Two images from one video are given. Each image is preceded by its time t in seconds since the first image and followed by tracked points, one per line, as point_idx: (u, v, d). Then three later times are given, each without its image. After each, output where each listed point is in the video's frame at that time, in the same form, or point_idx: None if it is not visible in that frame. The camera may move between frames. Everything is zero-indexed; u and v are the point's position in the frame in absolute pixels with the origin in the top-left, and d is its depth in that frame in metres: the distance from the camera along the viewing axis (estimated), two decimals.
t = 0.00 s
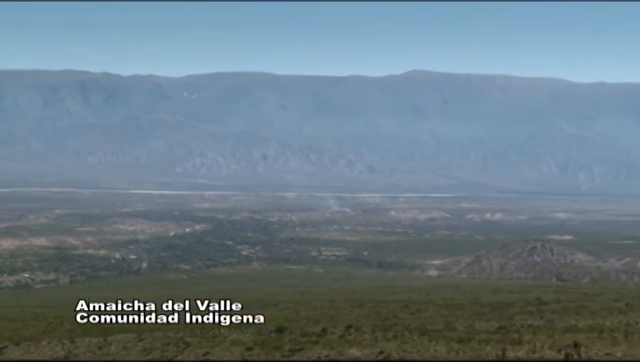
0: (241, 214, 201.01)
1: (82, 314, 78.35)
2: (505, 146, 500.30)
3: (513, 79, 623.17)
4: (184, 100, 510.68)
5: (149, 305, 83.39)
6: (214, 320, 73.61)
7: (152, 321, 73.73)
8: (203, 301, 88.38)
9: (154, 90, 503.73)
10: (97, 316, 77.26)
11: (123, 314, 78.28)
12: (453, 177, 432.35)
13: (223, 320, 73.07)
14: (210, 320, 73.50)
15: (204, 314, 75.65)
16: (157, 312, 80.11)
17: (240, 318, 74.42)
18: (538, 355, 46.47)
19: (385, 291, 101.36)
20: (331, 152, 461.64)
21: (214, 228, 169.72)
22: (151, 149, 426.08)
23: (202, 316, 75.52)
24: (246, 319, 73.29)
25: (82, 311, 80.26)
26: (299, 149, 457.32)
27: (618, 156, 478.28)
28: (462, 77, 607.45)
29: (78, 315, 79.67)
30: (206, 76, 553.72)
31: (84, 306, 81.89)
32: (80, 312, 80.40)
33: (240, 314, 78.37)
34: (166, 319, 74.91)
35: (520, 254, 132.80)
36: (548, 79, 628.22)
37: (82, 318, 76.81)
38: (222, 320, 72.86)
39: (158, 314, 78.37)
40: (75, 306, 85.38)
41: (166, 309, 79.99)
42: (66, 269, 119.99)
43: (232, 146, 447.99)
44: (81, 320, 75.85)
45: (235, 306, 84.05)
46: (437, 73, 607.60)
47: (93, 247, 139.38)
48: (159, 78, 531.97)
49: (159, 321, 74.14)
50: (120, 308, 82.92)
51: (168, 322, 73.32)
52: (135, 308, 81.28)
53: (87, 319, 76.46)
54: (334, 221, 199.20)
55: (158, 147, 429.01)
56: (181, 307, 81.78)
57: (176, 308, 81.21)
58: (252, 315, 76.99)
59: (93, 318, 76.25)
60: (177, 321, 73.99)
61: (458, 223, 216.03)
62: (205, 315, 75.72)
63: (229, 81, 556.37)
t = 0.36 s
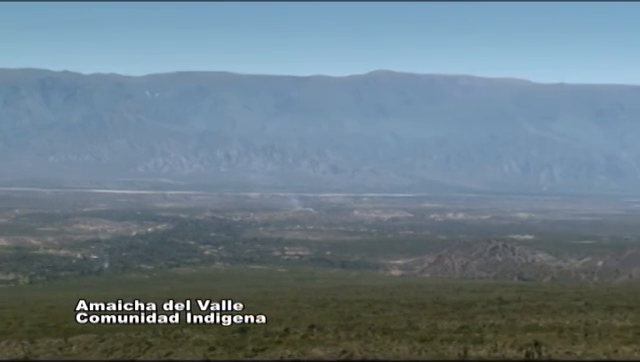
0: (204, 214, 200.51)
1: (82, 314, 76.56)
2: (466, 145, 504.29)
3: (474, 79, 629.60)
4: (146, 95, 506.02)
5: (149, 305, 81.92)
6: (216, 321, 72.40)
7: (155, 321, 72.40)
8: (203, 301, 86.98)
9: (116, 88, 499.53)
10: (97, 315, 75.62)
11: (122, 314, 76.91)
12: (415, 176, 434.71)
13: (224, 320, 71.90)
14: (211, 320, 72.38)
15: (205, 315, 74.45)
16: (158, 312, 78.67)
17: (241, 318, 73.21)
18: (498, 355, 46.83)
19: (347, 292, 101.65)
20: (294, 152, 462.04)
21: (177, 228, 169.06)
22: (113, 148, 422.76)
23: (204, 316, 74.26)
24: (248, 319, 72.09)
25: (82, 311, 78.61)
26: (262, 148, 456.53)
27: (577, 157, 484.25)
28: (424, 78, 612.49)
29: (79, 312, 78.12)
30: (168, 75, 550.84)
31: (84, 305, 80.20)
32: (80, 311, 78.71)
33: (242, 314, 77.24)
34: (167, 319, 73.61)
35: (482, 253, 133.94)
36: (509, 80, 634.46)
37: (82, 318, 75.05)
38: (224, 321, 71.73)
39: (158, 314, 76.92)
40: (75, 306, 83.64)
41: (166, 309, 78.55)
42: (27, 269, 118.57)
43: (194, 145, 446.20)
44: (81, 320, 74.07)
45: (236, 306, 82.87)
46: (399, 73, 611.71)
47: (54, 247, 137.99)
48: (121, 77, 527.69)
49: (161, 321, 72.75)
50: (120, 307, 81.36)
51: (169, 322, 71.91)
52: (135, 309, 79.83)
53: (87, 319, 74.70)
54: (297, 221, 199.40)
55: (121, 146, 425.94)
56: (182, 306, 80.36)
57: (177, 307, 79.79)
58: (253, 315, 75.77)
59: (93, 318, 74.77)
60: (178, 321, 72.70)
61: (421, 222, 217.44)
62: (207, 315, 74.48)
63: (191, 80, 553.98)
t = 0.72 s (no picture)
0: (168, 214, 199.40)
1: (82, 314, 75.13)
2: (430, 145, 507.03)
3: (438, 79, 633.57)
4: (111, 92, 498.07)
5: (150, 305, 80.70)
6: (217, 321, 71.52)
7: (157, 321, 71.38)
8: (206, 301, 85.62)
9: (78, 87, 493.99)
10: (98, 316, 74.35)
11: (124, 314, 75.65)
12: (380, 176, 436.18)
13: (226, 320, 70.96)
14: (212, 320, 71.52)
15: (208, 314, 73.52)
16: (160, 312, 77.53)
17: (243, 317, 72.13)
18: (461, 353, 47.04)
19: (311, 291, 101.64)
20: (259, 152, 461.63)
21: (141, 227, 168.03)
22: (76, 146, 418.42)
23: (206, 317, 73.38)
24: (249, 319, 71.01)
25: (82, 310, 77.26)
26: (227, 148, 455.37)
27: (540, 157, 489.33)
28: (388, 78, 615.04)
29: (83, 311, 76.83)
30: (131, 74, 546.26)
31: (84, 305, 78.84)
32: (80, 311, 77.34)
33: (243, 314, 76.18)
34: (168, 319, 72.57)
35: (446, 252, 134.93)
36: (473, 81, 639.65)
37: (82, 319, 73.77)
38: (226, 321, 70.80)
39: (159, 314, 75.77)
40: (75, 306, 82.29)
41: (167, 309, 77.51)
42: None
43: (159, 144, 443.46)
44: (81, 320, 72.85)
45: (238, 305, 81.77)
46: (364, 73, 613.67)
47: (15, 247, 136.26)
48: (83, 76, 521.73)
49: (163, 321, 71.71)
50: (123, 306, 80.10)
51: (169, 322, 70.86)
52: (136, 308, 78.62)
53: (87, 319, 73.50)
54: (262, 221, 199.05)
55: (84, 145, 421.80)
56: (182, 306, 79.11)
57: (178, 307, 78.59)
58: (258, 315, 74.74)
59: (94, 318, 73.58)
60: (180, 321, 71.79)
61: (385, 222, 218.19)
62: (210, 315, 73.54)
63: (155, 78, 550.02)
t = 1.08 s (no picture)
0: (120, 213, 197.49)
1: (82, 314, 73.49)
2: (383, 145, 509.54)
3: (391, 79, 636.98)
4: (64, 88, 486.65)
5: (150, 305, 79.19)
6: (219, 321, 70.12)
7: (158, 322, 69.92)
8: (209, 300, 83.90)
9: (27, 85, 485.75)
10: (98, 316, 72.78)
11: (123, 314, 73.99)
12: (334, 176, 437.19)
13: (228, 320, 69.55)
14: (213, 320, 70.10)
15: (209, 315, 72.07)
16: (161, 312, 75.90)
17: (244, 318, 70.74)
18: (413, 352, 47.58)
19: (262, 291, 101.58)
20: (212, 151, 459.98)
21: (92, 227, 166.41)
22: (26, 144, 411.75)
23: (208, 317, 71.98)
24: (251, 319, 69.51)
25: (83, 310, 75.57)
26: (180, 147, 452.57)
27: (491, 157, 494.72)
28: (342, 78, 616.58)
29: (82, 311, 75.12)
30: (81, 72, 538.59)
31: (84, 305, 77.20)
32: (79, 311, 75.76)
33: (245, 314, 74.61)
34: (169, 320, 71.09)
35: (399, 252, 136.07)
36: (425, 81, 643.81)
37: (81, 319, 72.19)
38: (227, 321, 69.41)
39: (160, 314, 74.14)
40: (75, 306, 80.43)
41: (168, 308, 75.92)
42: None
43: (111, 143, 439.12)
44: (81, 320, 71.35)
45: (241, 305, 80.13)
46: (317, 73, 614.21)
47: None
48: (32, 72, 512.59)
49: (164, 322, 70.32)
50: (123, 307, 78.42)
51: (170, 322, 69.73)
52: (137, 309, 77.01)
53: (87, 319, 72.00)
54: (215, 220, 198.31)
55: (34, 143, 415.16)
56: (183, 306, 77.45)
57: (179, 307, 76.84)
58: (259, 315, 73.43)
59: (94, 318, 71.90)
60: (181, 321, 70.40)
61: (338, 222, 218.79)
62: (212, 315, 72.07)
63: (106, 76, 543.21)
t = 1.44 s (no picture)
0: (70, 213, 194.98)
1: (82, 314, 71.91)
2: (336, 145, 510.95)
3: (343, 79, 638.89)
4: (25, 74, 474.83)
5: (151, 305, 77.13)
6: (221, 321, 67.87)
7: (158, 322, 67.93)
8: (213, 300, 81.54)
9: None
10: (98, 315, 71.25)
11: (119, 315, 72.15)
12: (286, 176, 437.19)
13: (229, 320, 67.18)
14: (214, 320, 67.82)
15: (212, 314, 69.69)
16: (162, 311, 73.83)
17: (246, 318, 68.38)
18: (366, 352, 47.56)
19: (215, 291, 101.16)
20: (164, 150, 456.82)
21: (41, 226, 164.09)
22: None
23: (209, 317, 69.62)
24: (252, 319, 67.13)
25: (83, 311, 73.98)
26: (132, 146, 448.66)
27: (442, 157, 499.05)
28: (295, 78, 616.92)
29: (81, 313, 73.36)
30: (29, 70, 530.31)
31: (84, 305, 75.64)
32: (80, 311, 74.02)
33: (247, 314, 72.33)
34: (170, 320, 68.90)
35: (351, 252, 136.60)
36: (378, 82, 646.25)
37: (81, 319, 70.51)
38: (228, 321, 67.04)
39: (161, 314, 72.14)
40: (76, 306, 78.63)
41: (169, 308, 73.65)
42: None
43: (60, 142, 433.51)
44: (81, 320, 69.63)
45: (243, 304, 77.67)
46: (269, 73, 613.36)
47: None
48: None
49: (164, 321, 68.34)
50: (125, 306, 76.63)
51: (170, 323, 67.56)
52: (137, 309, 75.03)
53: (87, 319, 70.30)
54: (167, 220, 196.85)
55: None
56: (185, 306, 75.41)
57: (180, 307, 74.82)
58: (262, 316, 71.17)
59: (94, 319, 70.20)
60: (181, 322, 68.24)
61: (290, 221, 218.89)
62: (214, 315, 69.74)
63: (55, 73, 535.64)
